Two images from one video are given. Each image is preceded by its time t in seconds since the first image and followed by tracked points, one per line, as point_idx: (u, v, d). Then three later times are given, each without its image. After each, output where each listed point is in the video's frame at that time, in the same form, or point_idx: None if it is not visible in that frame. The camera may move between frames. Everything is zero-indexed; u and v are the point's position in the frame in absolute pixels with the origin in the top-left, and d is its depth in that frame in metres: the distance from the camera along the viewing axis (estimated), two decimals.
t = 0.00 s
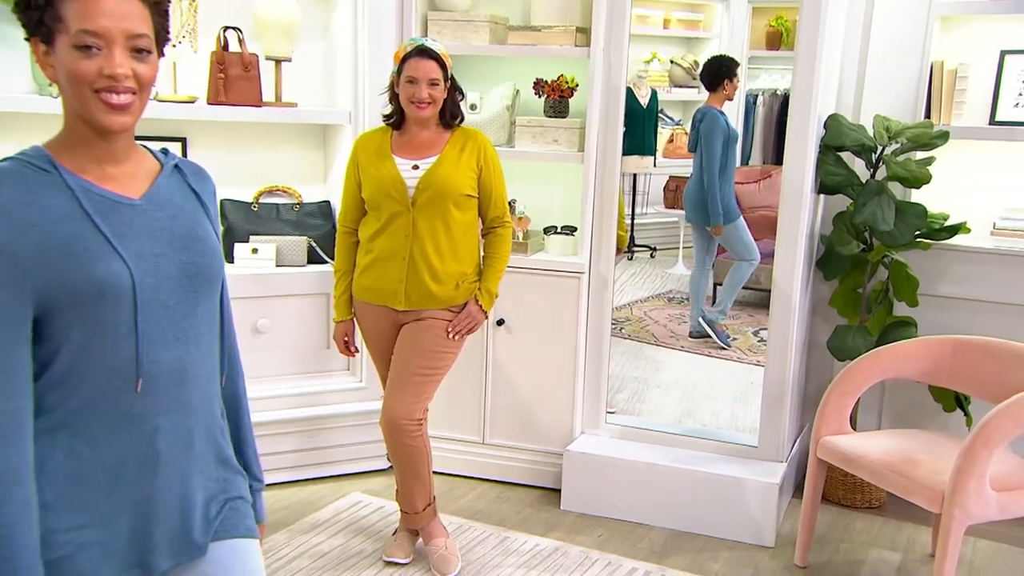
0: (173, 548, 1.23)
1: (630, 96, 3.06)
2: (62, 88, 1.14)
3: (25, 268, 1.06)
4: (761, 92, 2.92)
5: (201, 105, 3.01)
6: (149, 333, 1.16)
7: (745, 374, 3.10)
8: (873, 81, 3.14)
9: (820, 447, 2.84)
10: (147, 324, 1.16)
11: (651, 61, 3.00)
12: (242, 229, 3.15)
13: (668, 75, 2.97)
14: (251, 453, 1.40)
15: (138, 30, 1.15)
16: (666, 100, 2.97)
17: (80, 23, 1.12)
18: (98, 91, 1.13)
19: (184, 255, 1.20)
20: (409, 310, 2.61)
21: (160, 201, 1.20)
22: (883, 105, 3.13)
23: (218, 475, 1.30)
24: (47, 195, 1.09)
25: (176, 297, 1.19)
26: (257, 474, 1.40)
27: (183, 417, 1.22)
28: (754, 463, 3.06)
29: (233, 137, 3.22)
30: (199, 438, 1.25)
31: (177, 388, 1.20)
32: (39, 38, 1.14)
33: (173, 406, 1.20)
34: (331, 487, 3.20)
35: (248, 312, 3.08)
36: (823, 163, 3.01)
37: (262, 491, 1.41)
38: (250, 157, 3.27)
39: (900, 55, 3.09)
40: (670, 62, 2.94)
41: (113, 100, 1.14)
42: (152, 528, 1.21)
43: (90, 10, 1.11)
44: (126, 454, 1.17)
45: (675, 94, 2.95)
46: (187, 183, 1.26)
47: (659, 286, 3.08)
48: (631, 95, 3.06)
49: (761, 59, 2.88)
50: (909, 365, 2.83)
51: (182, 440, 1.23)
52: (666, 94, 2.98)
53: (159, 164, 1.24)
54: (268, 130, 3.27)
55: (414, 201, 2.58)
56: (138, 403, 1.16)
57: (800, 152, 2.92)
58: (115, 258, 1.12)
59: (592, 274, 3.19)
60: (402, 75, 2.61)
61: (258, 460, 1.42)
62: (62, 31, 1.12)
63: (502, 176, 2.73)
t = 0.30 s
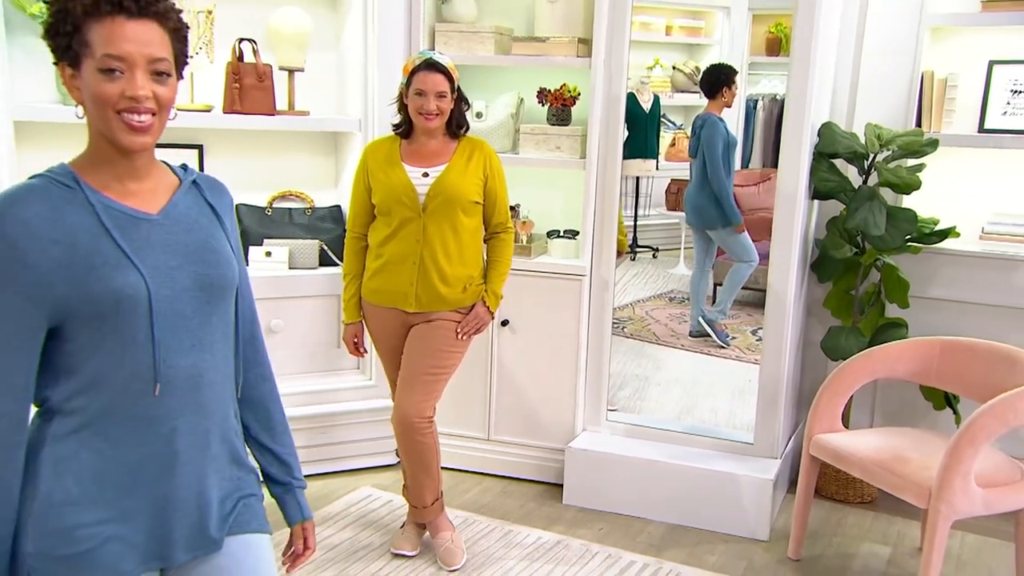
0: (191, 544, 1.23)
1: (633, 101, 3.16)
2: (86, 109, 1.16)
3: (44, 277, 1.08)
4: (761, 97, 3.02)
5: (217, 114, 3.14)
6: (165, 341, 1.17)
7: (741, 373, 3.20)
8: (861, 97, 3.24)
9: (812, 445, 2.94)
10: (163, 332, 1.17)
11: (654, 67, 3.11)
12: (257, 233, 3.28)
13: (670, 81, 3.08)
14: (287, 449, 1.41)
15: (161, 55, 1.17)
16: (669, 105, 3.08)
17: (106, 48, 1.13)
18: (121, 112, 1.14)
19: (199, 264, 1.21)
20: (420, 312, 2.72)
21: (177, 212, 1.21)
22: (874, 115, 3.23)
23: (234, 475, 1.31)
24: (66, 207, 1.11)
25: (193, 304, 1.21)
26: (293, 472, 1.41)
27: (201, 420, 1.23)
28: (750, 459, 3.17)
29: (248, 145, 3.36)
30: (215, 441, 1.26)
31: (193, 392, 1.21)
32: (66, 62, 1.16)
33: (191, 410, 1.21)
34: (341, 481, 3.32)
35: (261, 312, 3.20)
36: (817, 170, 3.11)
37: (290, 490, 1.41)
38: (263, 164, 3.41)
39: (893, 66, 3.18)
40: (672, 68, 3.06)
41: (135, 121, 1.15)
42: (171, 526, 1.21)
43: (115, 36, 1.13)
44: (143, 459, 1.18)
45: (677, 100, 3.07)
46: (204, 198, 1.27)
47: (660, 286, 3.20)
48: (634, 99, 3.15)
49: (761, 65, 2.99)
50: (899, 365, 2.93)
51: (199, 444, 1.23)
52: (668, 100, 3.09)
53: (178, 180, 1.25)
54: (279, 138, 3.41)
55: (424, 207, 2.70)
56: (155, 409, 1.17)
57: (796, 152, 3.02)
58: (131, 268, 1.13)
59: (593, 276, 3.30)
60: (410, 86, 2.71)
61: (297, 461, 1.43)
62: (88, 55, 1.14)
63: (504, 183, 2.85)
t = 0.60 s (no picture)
0: (191, 534, 1.31)
1: (632, 101, 3.26)
2: (99, 121, 1.25)
3: (56, 280, 1.18)
4: (759, 99, 3.10)
5: (228, 118, 3.26)
6: (169, 341, 1.26)
7: (734, 369, 3.32)
8: (853, 100, 3.36)
9: (801, 439, 3.04)
10: (167, 332, 1.25)
11: (654, 70, 3.19)
12: (267, 232, 3.41)
13: (671, 84, 3.15)
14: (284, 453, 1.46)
15: (168, 68, 1.25)
16: (670, 107, 3.15)
17: (116, 63, 1.22)
18: (130, 123, 1.23)
19: (204, 270, 1.30)
20: (425, 309, 2.84)
21: (183, 220, 1.29)
22: (863, 120, 3.36)
23: (237, 470, 1.39)
24: (77, 215, 1.20)
25: (196, 306, 1.29)
26: (286, 471, 1.46)
27: (202, 416, 1.31)
28: (741, 452, 3.28)
29: (258, 148, 3.51)
30: (216, 436, 1.34)
31: (195, 389, 1.30)
32: (79, 77, 1.25)
33: (192, 406, 1.30)
34: (348, 472, 3.45)
35: (271, 310, 3.33)
36: (807, 173, 3.21)
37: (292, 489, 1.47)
38: (272, 166, 3.56)
39: (880, 72, 3.31)
40: (672, 70, 3.12)
41: (143, 132, 1.24)
42: (172, 515, 1.30)
43: (125, 52, 1.22)
44: (147, 450, 1.27)
45: (677, 102, 3.14)
46: (213, 206, 1.35)
47: (660, 283, 3.29)
48: (634, 100, 3.25)
49: (760, 67, 3.07)
50: (884, 361, 3.04)
51: (200, 438, 1.32)
52: (668, 102, 3.16)
53: (188, 187, 1.34)
54: (286, 142, 3.56)
55: (428, 207, 2.82)
56: (159, 404, 1.26)
57: (785, 160, 3.13)
58: (137, 274, 1.22)
59: (591, 275, 3.41)
60: (414, 89, 2.82)
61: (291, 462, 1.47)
62: (99, 69, 1.23)
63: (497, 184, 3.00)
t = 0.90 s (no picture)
0: (188, 521, 1.35)
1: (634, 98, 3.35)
2: (112, 127, 1.30)
3: (62, 273, 1.22)
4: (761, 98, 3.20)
5: (241, 119, 3.38)
6: (170, 336, 1.30)
7: (728, 362, 3.44)
8: (843, 103, 3.48)
9: (790, 429, 3.14)
10: (167, 328, 1.30)
11: (657, 70, 3.29)
12: (277, 228, 3.56)
13: (673, 83, 3.25)
14: (286, 445, 1.50)
15: (179, 77, 1.31)
16: (672, 106, 3.25)
17: (131, 72, 1.28)
18: (143, 129, 1.28)
19: (207, 267, 1.34)
20: (427, 301, 2.97)
21: (188, 218, 1.34)
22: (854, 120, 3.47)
23: (239, 463, 1.43)
24: (85, 211, 1.25)
25: (198, 303, 1.33)
26: (288, 466, 1.48)
27: (203, 407, 1.35)
28: (735, 441, 3.39)
29: (269, 148, 3.65)
30: (217, 429, 1.38)
31: (195, 381, 1.34)
32: (93, 85, 1.30)
33: (193, 397, 1.34)
34: (355, 460, 3.58)
35: (281, 303, 3.46)
36: (799, 172, 3.32)
37: (291, 483, 1.48)
38: (282, 165, 3.69)
39: (871, 74, 3.42)
40: (676, 70, 3.22)
41: (156, 137, 1.29)
42: (172, 504, 1.33)
43: (139, 61, 1.28)
44: (149, 439, 1.31)
45: (680, 100, 3.24)
46: (222, 205, 1.39)
47: (661, 278, 3.42)
48: (636, 98, 3.34)
49: (760, 67, 3.17)
50: (872, 354, 3.13)
51: (200, 430, 1.36)
52: (671, 100, 3.25)
53: (197, 188, 1.39)
54: (296, 142, 3.70)
55: (425, 202, 2.94)
56: (160, 396, 1.31)
57: (778, 156, 3.22)
58: (139, 269, 1.27)
59: (590, 270, 3.52)
60: (419, 83, 2.93)
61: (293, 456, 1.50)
62: (115, 78, 1.28)
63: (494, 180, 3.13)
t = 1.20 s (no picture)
0: (203, 501, 1.41)
1: (648, 96, 3.42)
2: (143, 128, 1.36)
3: (87, 265, 1.30)
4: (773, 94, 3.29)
5: (263, 117, 3.53)
6: (188, 326, 1.36)
7: (732, 352, 3.54)
8: (847, 100, 3.58)
9: (790, 418, 3.24)
10: (186, 318, 1.35)
11: (671, 67, 3.35)
12: (298, 222, 3.71)
13: (687, 81, 3.29)
14: (297, 429, 1.55)
15: (209, 81, 1.38)
16: (686, 103, 3.30)
17: (166, 77, 1.34)
18: (177, 129, 1.35)
19: (225, 260, 1.39)
20: (443, 290, 3.11)
21: (208, 213, 1.39)
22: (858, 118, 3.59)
23: (253, 446, 1.49)
24: (110, 206, 1.32)
25: (215, 295, 1.38)
26: (297, 449, 1.54)
27: (219, 394, 1.41)
28: (737, 430, 3.50)
29: (291, 145, 3.80)
30: (232, 415, 1.44)
31: (212, 370, 1.40)
32: (124, 89, 1.35)
33: (210, 384, 1.40)
34: (372, 445, 3.73)
35: (302, 294, 3.61)
36: (802, 168, 3.41)
37: (299, 467, 1.53)
38: (302, 161, 3.85)
39: (874, 74, 3.52)
40: (689, 68, 3.27)
41: (190, 137, 1.36)
42: (188, 485, 1.39)
43: (172, 66, 1.34)
44: (168, 423, 1.38)
45: (694, 98, 3.28)
46: (241, 201, 1.45)
47: (673, 271, 3.52)
48: (650, 95, 3.42)
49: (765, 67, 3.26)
50: (870, 345, 3.23)
51: (216, 415, 1.41)
52: (685, 98, 3.30)
53: (218, 184, 1.44)
54: (316, 139, 3.85)
55: (440, 192, 3.06)
56: (179, 383, 1.37)
57: (779, 157, 3.32)
58: (159, 262, 1.33)
59: (598, 263, 3.63)
60: (431, 81, 3.06)
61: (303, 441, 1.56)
62: (149, 83, 1.34)
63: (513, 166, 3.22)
